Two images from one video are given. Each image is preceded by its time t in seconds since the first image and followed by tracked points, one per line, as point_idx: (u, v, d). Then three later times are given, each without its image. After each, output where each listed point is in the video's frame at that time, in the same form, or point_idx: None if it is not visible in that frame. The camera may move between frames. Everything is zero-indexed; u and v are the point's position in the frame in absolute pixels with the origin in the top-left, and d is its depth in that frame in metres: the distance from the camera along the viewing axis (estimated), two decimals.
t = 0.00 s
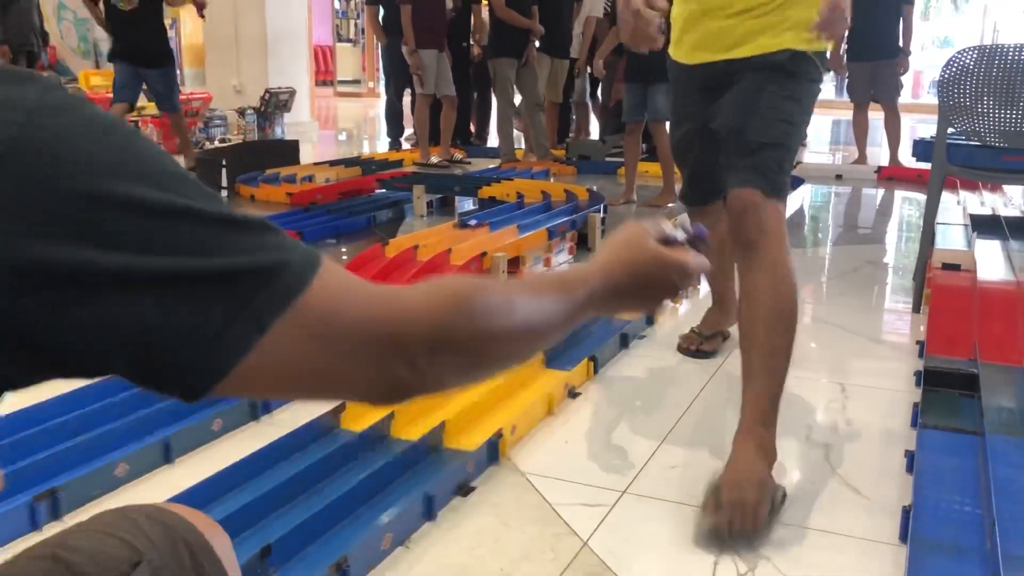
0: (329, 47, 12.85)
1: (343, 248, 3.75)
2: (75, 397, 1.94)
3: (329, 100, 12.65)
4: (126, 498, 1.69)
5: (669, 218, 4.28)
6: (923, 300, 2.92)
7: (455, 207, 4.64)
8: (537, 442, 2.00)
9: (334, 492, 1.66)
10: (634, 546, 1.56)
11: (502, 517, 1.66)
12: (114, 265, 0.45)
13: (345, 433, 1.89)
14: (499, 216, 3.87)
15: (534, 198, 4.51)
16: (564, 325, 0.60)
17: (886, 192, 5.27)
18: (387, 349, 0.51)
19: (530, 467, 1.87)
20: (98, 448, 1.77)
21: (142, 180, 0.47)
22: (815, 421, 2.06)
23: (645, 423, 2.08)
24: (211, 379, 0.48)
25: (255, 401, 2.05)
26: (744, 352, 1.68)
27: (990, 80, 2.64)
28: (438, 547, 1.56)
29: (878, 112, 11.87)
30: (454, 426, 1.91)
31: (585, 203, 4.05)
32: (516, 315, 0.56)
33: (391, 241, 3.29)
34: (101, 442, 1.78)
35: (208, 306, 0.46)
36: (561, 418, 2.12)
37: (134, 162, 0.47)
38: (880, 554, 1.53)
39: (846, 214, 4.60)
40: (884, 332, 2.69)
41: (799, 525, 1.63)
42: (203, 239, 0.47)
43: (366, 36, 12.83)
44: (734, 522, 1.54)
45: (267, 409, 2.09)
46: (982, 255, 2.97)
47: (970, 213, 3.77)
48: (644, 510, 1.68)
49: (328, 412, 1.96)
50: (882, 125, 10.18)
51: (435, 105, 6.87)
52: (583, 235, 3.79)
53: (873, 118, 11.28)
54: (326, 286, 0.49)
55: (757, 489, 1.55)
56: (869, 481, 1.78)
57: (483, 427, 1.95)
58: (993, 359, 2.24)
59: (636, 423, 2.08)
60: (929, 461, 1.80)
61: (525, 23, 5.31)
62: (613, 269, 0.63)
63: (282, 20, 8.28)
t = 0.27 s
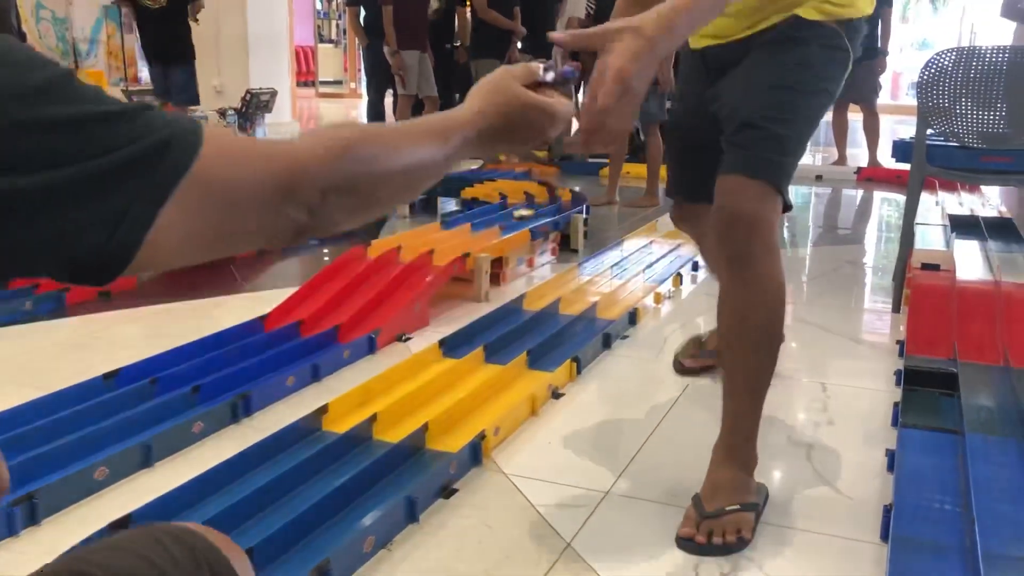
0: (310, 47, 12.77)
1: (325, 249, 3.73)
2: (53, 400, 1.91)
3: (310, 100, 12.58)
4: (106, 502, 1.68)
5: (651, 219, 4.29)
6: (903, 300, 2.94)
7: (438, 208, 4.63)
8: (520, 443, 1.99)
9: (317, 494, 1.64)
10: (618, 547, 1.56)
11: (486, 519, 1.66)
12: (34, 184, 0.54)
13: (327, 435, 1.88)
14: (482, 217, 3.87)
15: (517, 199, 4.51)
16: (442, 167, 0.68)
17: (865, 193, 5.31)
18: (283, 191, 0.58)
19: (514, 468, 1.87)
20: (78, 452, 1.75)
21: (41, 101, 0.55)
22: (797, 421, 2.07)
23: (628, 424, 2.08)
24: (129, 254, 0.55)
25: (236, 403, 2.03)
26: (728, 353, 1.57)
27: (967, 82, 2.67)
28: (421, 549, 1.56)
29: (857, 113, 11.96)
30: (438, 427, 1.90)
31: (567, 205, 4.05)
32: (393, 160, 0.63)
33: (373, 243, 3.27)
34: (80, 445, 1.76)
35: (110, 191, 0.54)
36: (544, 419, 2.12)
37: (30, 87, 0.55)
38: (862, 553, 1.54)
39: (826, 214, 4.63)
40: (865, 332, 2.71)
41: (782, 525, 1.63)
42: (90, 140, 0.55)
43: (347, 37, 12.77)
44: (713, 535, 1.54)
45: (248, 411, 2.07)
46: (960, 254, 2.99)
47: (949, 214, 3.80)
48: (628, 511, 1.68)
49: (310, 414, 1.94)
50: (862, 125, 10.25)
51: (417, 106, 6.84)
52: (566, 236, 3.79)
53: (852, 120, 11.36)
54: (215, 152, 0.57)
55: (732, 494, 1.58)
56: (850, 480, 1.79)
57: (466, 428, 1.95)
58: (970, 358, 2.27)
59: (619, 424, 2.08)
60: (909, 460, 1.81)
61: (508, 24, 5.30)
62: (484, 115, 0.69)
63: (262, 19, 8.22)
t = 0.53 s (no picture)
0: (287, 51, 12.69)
1: (303, 253, 3.70)
2: (26, 406, 1.88)
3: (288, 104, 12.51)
4: (80, 510, 1.65)
5: (629, 221, 4.30)
6: (878, 302, 2.97)
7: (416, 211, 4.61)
8: (499, 447, 1.98)
9: (294, 499, 1.62)
10: (596, 550, 1.55)
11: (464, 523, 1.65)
12: None
13: (305, 440, 1.86)
14: (460, 220, 3.85)
15: (495, 202, 4.50)
16: (391, 116, 0.67)
17: (841, 195, 5.35)
18: (237, 133, 0.59)
19: (492, 472, 1.86)
20: (52, 459, 1.72)
21: None
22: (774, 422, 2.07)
23: (607, 427, 2.07)
24: (88, 208, 0.56)
25: (212, 408, 2.01)
26: (700, 350, 1.59)
27: (939, 86, 2.69)
28: (399, 555, 1.54)
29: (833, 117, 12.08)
30: (416, 431, 1.89)
31: (545, 207, 4.05)
32: (339, 105, 0.63)
33: (350, 246, 3.24)
34: (54, 452, 1.73)
35: (72, 150, 0.55)
36: (523, 422, 2.11)
37: None
38: (839, 554, 1.54)
39: (803, 217, 4.66)
40: (841, 333, 2.73)
41: (758, 526, 1.63)
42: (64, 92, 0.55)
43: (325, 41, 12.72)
44: (692, 539, 1.53)
45: (224, 417, 2.05)
46: (934, 255, 3.02)
47: (924, 216, 3.84)
48: (606, 514, 1.68)
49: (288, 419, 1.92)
50: (837, 129, 10.36)
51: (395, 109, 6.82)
52: (544, 238, 3.79)
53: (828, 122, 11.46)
54: (173, 103, 0.57)
55: (709, 496, 1.57)
56: (827, 482, 1.80)
57: (445, 432, 1.94)
58: (945, 358, 2.29)
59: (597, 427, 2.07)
60: (885, 460, 1.81)
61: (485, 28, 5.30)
62: (430, 64, 0.68)
63: (239, 23, 8.18)
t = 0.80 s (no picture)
0: (263, 56, 12.61)
1: (280, 259, 3.67)
2: None
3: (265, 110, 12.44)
4: (54, 519, 1.62)
5: (607, 226, 4.31)
6: (854, 305, 2.99)
7: (394, 216, 4.60)
8: (479, 453, 1.97)
9: (273, 507, 1.61)
10: (576, 556, 1.55)
11: (443, 529, 1.64)
12: None
13: (283, 448, 1.84)
14: (438, 225, 3.84)
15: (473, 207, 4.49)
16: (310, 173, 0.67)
17: (817, 200, 5.39)
18: (202, 233, 0.62)
19: (471, 478, 1.85)
20: (24, 468, 1.69)
21: None
22: (752, 426, 2.08)
23: (586, 431, 2.07)
24: (50, 274, 0.59)
25: (189, 416, 1.99)
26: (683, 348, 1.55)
27: (913, 92, 2.72)
28: (378, 562, 1.53)
29: (808, 123, 12.19)
30: (395, 438, 1.87)
31: (524, 212, 4.05)
32: (271, 190, 0.64)
33: (328, 251, 3.22)
34: (28, 461, 1.70)
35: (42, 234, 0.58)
36: (502, 428, 2.11)
37: None
38: (817, 557, 1.55)
39: (780, 222, 4.69)
40: (818, 337, 2.75)
41: (737, 530, 1.63)
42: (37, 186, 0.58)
43: (301, 46, 12.67)
44: (667, 544, 1.53)
45: (201, 424, 2.02)
46: (909, 259, 3.04)
47: (899, 221, 3.87)
48: (586, 519, 1.67)
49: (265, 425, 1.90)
50: (813, 134, 10.46)
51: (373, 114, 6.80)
52: (523, 243, 3.79)
53: (804, 129, 11.56)
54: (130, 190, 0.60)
55: (693, 502, 1.56)
56: (805, 485, 1.81)
57: (424, 438, 1.92)
58: (921, 361, 2.31)
59: (575, 431, 2.07)
60: (862, 463, 1.82)
61: (462, 32, 5.30)
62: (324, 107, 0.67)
63: (216, 27, 8.13)
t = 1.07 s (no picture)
0: (241, 61, 12.55)
1: (258, 265, 3.65)
2: None
3: (242, 114, 12.36)
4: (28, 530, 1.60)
5: (587, 231, 4.32)
6: (831, 310, 3.02)
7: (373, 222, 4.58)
8: (459, 459, 1.96)
9: (251, 515, 1.59)
10: (556, 561, 1.54)
11: (423, 537, 1.63)
12: None
13: (261, 455, 1.82)
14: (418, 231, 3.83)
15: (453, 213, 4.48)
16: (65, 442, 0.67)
17: (795, 205, 5.44)
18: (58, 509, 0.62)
19: (451, 485, 1.84)
20: None
21: None
22: (731, 430, 2.09)
23: (566, 438, 2.06)
24: None
25: (165, 423, 1.96)
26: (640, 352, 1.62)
27: (889, 98, 2.76)
28: (357, 570, 1.51)
29: (784, 128, 12.31)
30: (375, 444, 1.86)
31: (503, 218, 4.05)
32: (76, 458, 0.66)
33: (307, 257, 3.20)
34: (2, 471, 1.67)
35: None
36: (482, 434, 2.10)
37: None
38: (797, 560, 1.55)
39: (758, 227, 4.73)
40: (795, 341, 2.76)
41: (717, 534, 1.64)
42: None
43: (280, 50, 12.61)
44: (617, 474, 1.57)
45: (177, 432, 2.00)
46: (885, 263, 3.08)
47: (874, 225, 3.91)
48: (566, 525, 1.67)
49: (243, 434, 1.88)
50: (791, 139, 10.55)
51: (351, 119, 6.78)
52: (502, 249, 3.78)
53: (780, 134, 11.67)
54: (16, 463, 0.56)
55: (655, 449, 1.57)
56: (784, 488, 1.81)
57: (403, 445, 1.91)
58: (897, 364, 2.33)
59: (553, 439, 2.06)
60: (840, 467, 1.83)
61: (440, 37, 5.29)
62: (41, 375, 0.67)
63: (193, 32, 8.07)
